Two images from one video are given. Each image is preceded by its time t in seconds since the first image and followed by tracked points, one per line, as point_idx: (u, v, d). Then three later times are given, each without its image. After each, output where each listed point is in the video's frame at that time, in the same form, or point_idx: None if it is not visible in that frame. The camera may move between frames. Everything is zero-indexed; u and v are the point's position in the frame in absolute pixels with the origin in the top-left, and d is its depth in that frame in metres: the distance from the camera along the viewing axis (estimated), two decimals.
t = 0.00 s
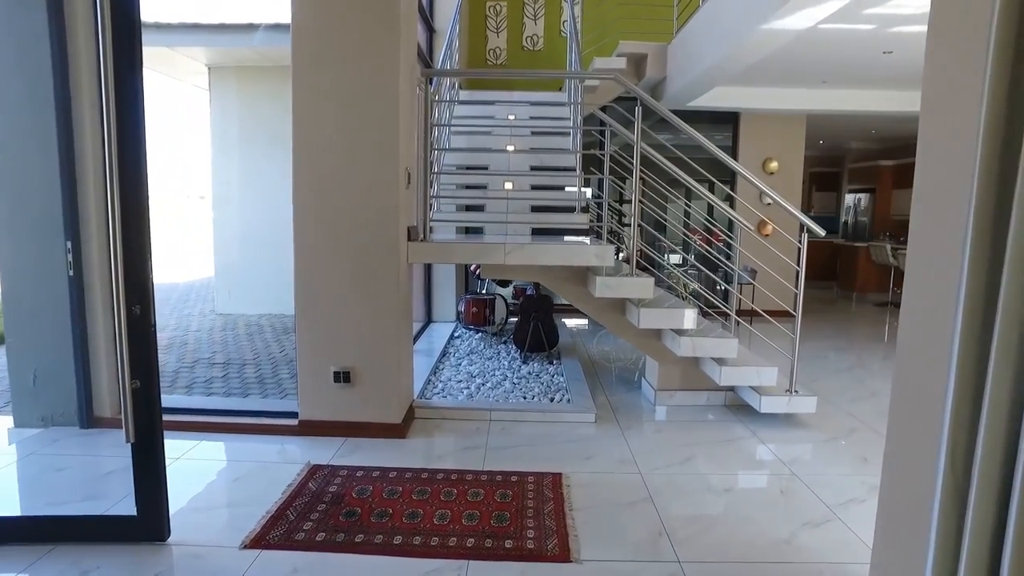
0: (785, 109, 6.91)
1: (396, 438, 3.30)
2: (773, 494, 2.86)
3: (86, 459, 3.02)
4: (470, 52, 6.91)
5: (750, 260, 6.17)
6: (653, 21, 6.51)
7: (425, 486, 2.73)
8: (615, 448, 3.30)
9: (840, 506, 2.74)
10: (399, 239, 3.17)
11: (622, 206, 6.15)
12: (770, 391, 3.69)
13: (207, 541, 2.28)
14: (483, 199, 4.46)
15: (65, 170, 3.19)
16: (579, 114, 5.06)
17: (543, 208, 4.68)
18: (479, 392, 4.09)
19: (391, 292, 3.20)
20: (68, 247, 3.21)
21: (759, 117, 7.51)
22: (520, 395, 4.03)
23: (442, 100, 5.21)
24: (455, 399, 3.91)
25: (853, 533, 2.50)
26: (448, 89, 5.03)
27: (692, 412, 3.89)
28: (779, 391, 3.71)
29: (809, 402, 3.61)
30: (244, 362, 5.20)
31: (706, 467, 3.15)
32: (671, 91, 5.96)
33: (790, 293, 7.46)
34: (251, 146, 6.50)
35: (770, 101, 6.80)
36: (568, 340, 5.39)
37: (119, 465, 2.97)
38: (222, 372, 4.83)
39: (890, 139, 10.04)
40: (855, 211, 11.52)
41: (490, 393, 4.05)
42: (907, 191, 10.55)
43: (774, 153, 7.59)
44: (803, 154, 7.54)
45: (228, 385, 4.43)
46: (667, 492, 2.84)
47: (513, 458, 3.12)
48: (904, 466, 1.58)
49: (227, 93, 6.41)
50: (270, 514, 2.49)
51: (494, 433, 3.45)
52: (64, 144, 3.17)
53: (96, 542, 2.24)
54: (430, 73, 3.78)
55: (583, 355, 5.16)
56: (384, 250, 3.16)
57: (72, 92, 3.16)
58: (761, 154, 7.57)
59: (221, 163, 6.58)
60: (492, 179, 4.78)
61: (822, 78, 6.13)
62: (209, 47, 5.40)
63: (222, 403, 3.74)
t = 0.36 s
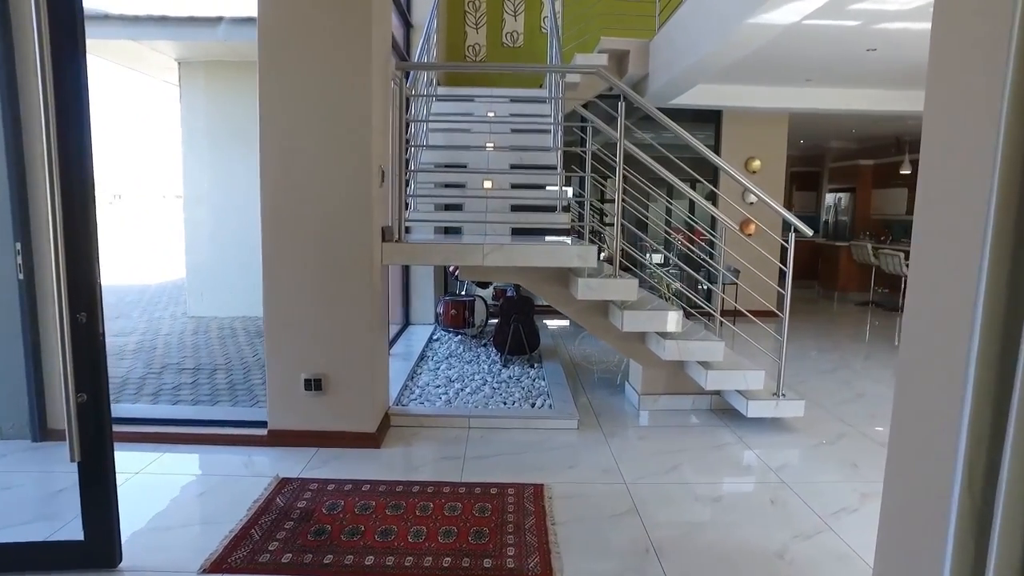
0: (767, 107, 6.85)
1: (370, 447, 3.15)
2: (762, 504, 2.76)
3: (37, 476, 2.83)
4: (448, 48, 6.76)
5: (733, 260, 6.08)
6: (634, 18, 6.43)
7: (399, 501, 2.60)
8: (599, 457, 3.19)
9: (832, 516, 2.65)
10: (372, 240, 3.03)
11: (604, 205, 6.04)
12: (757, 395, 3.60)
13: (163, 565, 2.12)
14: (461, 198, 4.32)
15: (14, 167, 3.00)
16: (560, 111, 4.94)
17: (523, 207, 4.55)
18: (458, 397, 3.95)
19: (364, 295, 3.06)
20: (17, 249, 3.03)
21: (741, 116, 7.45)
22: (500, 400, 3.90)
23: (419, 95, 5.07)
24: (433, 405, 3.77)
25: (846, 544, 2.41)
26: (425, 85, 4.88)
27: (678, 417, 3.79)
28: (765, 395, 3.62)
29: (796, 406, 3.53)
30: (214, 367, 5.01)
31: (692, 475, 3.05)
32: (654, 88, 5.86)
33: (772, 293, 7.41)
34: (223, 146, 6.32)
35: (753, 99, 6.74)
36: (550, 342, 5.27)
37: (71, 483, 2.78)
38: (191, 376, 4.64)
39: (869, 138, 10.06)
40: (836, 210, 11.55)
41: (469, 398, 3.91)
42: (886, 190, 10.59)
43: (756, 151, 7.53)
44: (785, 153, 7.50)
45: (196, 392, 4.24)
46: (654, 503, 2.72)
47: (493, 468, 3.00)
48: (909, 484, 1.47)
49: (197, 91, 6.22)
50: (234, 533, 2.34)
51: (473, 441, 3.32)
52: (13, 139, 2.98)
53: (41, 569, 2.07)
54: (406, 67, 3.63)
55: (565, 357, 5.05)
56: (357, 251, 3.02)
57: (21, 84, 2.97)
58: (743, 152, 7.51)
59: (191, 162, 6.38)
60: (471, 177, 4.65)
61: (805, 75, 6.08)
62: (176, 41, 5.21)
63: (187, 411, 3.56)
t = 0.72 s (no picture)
0: (749, 105, 6.78)
1: (341, 459, 3.00)
2: (750, 515, 2.65)
3: None
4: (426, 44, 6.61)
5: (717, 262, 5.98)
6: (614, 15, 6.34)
7: (369, 518, 2.45)
8: (580, 467, 3.06)
9: (822, 529, 2.54)
10: (341, 243, 2.87)
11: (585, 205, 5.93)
12: (742, 400, 3.51)
13: None
14: (438, 197, 4.18)
15: None
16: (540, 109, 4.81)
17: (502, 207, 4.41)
18: (434, 404, 3.81)
19: (333, 301, 2.90)
20: None
21: (724, 114, 7.37)
22: (478, 406, 3.77)
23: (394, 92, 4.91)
24: (408, 413, 3.62)
25: (837, 560, 2.30)
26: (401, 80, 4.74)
27: (662, 423, 3.68)
28: (751, 401, 3.53)
29: (782, 412, 3.44)
30: (183, 372, 4.81)
31: (677, 485, 2.93)
32: (636, 86, 5.76)
33: (755, 293, 7.34)
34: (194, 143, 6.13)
35: (736, 97, 6.67)
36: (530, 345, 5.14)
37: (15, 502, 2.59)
38: (157, 382, 4.45)
39: (850, 137, 10.05)
40: (817, 209, 11.55)
41: (445, 405, 3.78)
42: (869, 190, 10.59)
43: (739, 150, 7.46)
44: (768, 152, 7.43)
45: (161, 398, 4.05)
46: (637, 515, 2.61)
47: (469, 480, 2.87)
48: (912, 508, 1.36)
49: (166, 88, 6.03)
50: (189, 556, 2.18)
51: (449, 452, 3.18)
52: None
53: None
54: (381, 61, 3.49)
55: (545, 360, 4.92)
56: (326, 255, 2.86)
57: None
58: (727, 152, 7.43)
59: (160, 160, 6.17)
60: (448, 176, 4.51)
61: (788, 73, 6.01)
62: (141, 34, 5.03)
63: (148, 420, 3.38)
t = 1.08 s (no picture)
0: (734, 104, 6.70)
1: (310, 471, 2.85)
2: (738, 528, 2.54)
3: None
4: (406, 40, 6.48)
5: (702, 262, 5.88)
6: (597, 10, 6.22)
7: (337, 537, 2.31)
8: (562, 477, 2.94)
9: (812, 542, 2.44)
10: (310, 245, 2.72)
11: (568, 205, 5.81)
12: (729, 406, 3.41)
13: None
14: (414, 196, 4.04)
15: None
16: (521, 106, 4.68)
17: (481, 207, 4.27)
18: (411, 411, 3.66)
19: (302, 307, 2.75)
20: None
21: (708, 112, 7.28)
22: (456, 413, 3.64)
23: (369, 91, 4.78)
24: (383, 422, 3.47)
25: None
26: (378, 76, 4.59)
27: (646, 430, 3.57)
28: (737, 406, 3.43)
29: (769, 417, 3.36)
30: (151, 378, 4.62)
31: (663, 495, 2.82)
32: (619, 83, 5.66)
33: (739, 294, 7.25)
34: (165, 141, 5.91)
35: (720, 95, 6.58)
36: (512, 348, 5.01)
37: None
38: (123, 390, 4.25)
39: (833, 136, 10.02)
40: (801, 208, 11.53)
41: (422, 412, 3.64)
42: (852, 189, 10.58)
43: (723, 149, 7.37)
44: (753, 151, 7.35)
45: (125, 407, 3.87)
46: (620, 529, 2.49)
47: (445, 493, 2.73)
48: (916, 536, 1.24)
49: (137, 83, 5.82)
50: None
51: (425, 463, 3.04)
52: None
53: None
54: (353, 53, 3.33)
55: (527, 363, 4.79)
56: (293, 258, 2.71)
57: None
58: (711, 150, 7.34)
59: (129, 157, 5.95)
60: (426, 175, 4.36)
61: (773, 70, 5.93)
62: (106, 27, 4.83)
63: (107, 430, 3.20)
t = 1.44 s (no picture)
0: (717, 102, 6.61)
1: (277, 488, 2.68)
2: (728, 543, 2.42)
3: None
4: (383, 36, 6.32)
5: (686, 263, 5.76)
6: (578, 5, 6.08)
7: (302, 561, 2.16)
8: (544, 490, 2.81)
9: (805, 558, 2.33)
10: (275, 249, 2.56)
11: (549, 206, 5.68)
12: (716, 413, 3.30)
13: None
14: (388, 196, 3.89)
15: None
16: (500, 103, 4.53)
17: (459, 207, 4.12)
18: (386, 421, 3.50)
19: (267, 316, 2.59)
20: None
21: (691, 110, 7.19)
22: (433, 422, 3.49)
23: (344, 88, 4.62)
24: (356, 432, 3.32)
25: None
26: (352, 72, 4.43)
27: (630, 438, 3.45)
28: (724, 413, 3.33)
29: (757, 424, 3.26)
30: (115, 386, 4.40)
31: (648, 508, 2.70)
32: (601, 80, 5.54)
33: (723, 294, 7.17)
34: (132, 138, 5.69)
35: (704, 93, 6.49)
36: (492, 352, 4.87)
37: None
38: (84, 400, 4.04)
39: (815, 136, 10.00)
40: (783, 208, 11.50)
41: (398, 421, 3.49)
42: (834, 189, 10.57)
43: (706, 148, 7.29)
44: (736, 150, 7.28)
45: (85, 418, 3.67)
46: (604, 547, 2.36)
47: (420, 509, 2.59)
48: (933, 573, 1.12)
49: (100, 77, 5.60)
50: None
51: (400, 476, 2.90)
52: None
53: None
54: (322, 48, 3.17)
55: (507, 368, 4.65)
56: (257, 263, 2.55)
57: None
58: (694, 149, 7.26)
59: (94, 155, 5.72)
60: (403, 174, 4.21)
61: (757, 68, 5.85)
62: (66, 19, 4.61)
63: (61, 444, 3.00)
